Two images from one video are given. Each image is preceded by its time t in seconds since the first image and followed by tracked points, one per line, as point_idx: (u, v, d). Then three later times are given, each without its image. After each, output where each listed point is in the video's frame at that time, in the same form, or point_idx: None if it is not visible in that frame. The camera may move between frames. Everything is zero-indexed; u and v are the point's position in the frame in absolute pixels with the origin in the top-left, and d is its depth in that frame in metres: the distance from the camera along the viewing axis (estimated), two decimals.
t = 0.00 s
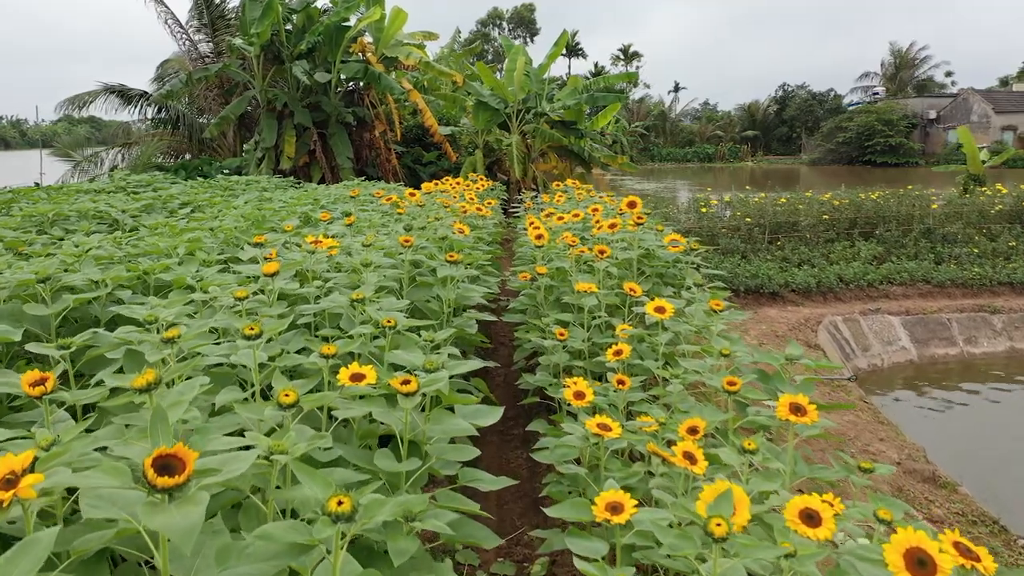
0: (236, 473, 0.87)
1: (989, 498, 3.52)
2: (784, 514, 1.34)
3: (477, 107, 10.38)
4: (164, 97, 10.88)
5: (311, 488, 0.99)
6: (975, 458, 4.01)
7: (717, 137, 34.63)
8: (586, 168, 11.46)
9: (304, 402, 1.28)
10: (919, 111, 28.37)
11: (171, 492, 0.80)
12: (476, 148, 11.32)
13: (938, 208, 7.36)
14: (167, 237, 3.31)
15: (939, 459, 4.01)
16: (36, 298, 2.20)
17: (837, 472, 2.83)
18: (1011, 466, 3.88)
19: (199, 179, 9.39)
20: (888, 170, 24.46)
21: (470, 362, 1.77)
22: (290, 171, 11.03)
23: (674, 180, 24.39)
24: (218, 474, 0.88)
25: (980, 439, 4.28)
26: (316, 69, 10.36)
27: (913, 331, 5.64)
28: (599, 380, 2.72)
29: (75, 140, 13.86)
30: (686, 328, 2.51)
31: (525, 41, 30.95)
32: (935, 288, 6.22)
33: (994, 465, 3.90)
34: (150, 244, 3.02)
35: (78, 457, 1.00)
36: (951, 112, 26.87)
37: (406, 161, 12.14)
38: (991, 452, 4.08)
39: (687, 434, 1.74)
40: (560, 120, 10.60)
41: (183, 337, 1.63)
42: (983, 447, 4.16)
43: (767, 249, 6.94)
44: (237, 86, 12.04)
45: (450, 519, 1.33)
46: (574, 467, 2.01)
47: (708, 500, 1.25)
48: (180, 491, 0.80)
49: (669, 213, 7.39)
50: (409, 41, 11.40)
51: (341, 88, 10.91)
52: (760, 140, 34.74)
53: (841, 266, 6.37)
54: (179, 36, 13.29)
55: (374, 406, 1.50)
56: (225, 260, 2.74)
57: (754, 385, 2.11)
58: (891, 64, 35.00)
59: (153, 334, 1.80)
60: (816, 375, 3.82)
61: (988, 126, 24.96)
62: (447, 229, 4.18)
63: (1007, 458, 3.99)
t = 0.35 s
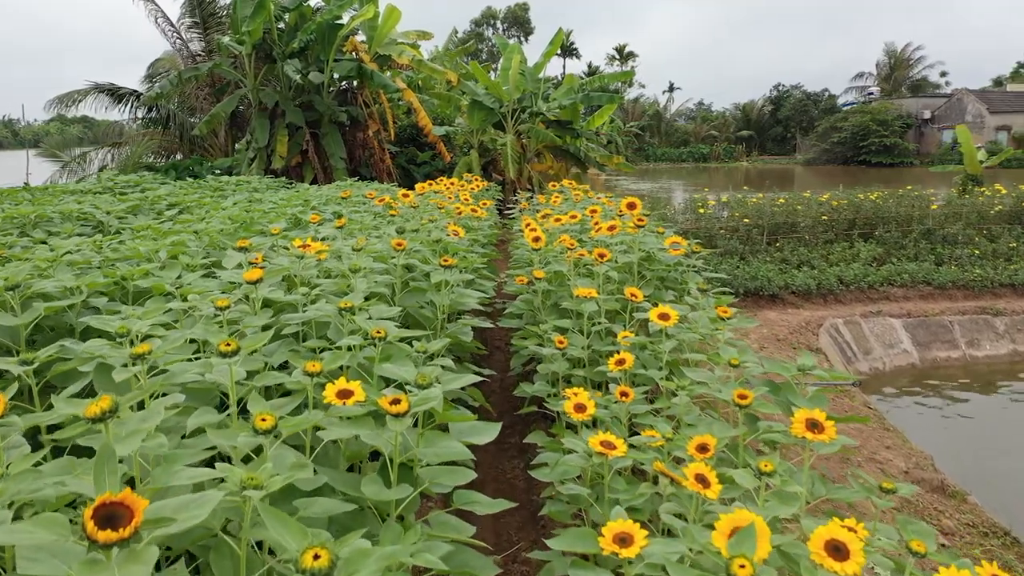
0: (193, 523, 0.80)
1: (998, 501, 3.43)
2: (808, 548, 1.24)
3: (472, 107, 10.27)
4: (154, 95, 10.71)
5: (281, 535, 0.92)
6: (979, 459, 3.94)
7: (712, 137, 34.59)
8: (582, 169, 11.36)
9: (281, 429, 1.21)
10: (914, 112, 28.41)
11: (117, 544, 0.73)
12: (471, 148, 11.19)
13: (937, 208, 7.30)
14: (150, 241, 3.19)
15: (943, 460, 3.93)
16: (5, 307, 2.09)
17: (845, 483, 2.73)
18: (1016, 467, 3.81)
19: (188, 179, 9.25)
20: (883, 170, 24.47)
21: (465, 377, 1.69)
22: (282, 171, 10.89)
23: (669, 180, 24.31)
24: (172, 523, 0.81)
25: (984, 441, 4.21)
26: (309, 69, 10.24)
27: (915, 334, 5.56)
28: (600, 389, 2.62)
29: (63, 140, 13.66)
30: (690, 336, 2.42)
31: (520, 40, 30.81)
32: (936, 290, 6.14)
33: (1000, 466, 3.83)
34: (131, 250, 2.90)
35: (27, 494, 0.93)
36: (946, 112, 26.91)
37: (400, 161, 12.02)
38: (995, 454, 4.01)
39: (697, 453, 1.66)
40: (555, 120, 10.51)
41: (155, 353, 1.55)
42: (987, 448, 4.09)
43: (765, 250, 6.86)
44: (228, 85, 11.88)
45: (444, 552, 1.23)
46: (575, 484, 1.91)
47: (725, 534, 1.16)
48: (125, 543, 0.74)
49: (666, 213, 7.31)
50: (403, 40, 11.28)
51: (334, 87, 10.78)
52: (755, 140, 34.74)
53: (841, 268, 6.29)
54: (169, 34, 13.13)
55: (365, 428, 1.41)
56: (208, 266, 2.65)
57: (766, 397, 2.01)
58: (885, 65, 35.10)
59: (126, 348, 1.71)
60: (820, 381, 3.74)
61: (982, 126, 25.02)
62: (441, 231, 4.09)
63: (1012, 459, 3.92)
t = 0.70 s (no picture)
0: None
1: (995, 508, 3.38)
2: None
3: (456, 106, 10.13)
4: (131, 94, 10.48)
5: None
6: (974, 464, 3.90)
7: (697, 137, 34.66)
8: (569, 170, 11.25)
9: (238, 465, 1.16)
10: (897, 112, 28.61)
11: None
12: (456, 148, 11.04)
13: (925, 208, 7.27)
14: (119, 246, 3.05)
15: (938, 464, 3.89)
16: None
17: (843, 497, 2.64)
18: (1010, 471, 3.77)
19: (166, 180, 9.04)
20: (867, 170, 24.62)
21: (447, 396, 1.59)
22: (263, 171, 10.70)
23: (656, 180, 24.28)
24: None
25: (977, 445, 4.17)
26: (290, 67, 10.05)
27: (905, 336, 5.51)
28: (589, 400, 2.52)
29: (39, 140, 13.34)
30: (686, 345, 2.33)
31: (505, 40, 30.67)
32: (927, 292, 6.09)
33: (994, 470, 3.79)
34: (96, 256, 2.77)
35: None
36: (929, 112, 27.12)
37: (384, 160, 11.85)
38: (989, 458, 3.97)
39: (699, 475, 1.58)
40: (541, 119, 10.39)
41: (107, 374, 1.45)
42: (980, 452, 4.05)
43: (754, 251, 6.79)
44: (208, 84, 11.65)
45: None
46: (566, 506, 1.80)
47: None
48: None
49: (654, 214, 7.23)
50: (386, 38, 11.11)
51: (317, 86, 10.60)
52: (740, 140, 34.87)
53: (830, 268, 6.22)
54: (148, 31, 12.86)
55: (337, 456, 1.32)
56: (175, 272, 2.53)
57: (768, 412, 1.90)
58: (869, 65, 35.33)
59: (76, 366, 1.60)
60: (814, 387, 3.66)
61: (964, 127, 25.25)
62: (425, 234, 3.97)
63: (1005, 463, 3.89)
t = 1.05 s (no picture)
0: None
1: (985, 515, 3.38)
2: None
3: (437, 105, 10.00)
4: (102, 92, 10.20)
5: None
6: (961, 468, 3.91)
7: (678, 137, 34.82)
8: (550, 170, 11.15)
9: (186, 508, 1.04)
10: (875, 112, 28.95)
11: None
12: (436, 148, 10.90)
13: (906, 209, 7.28)
14: (80, 251, 2.90)
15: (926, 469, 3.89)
16: None
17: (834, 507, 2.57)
18: (996, 476, 3.79)
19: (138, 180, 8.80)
20: (846, 169, 24.98)
21: (425, 416, 1.49)
22: (240, 171, 10.48)
23: (637, 180, 24.31)
24: None
25: (962, 448, 4.19)
26: (267, 65, 9.85)
27: (890, 338, 5.49)
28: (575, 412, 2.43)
29: (7, 139, 12.97)
30: (674, 354, 2.25)
31: (486, 40, 30.54)
32: (910, 293, 6.08)
33: (982, 476, 3.80)
34: (53, 262, 2.62)
35: None
36: (906, 113, 27.45)
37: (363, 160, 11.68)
38: (975, 462, 3.99)
39: (691, 498, 1.50)
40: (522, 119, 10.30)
41: (52, 399, 1.33)
42: (966, 457, 4.07)
43: (737, 252, 6.75)
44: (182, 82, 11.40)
45: None
46: (552, 530, 1.71)
47: None
48: None
49: (636, 215, 7.19)
50: (366, 36, 10.95)
51: (294, 85, 10.41)
52: (720, 140, 35.09)
53: (813, 269, 6.20)
54: (121, 28, 12.56)
55: (303, 489, 1.21)
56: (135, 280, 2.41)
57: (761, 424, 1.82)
58: (846, 66, 35.73)
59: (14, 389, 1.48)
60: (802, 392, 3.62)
61: (942, 127, 25.74)
62: (404, 237, 3.87)
63: (992, 467, 3.91)
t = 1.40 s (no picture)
0: None
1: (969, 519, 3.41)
2: None
3: (414, 105, 9.85)
4: (68, 90, 9.89)
5: None
6: (944, 471, 3.94)
7: (656, 137, 34.97)
8: (529, 170, 11.06)
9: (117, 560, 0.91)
10: (849, 113, 29.33)
11: None
12: (414, 148, 10.75)
13: (884, 209, 7.30)
14: (33, 258, 2.74)
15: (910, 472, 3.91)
16: None
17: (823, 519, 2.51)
18: (979, 478, 3.83)
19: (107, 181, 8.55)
20: (823, 170, 25.28)
21: (397, 440, 1.37)
22: (213, 172, 10.24)
23: (616, 180, 24.36)
24: None
25: (942, 450, 4.25)
26: (240, 63, 9.64)
27: (871, 340, 5.53)
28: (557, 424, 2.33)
29: None
30: (659, 364, 2.17)
31: (464, 40, 30.42)
32: (890, 294, 6.08)
33: (965, 479, 3.84)
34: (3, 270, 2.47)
35: None
36: (881, 114, 27.83)
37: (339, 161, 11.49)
38: (957, 464, 4.03)
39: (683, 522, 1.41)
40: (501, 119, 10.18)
41: None
42: (949, 460, 4.10)
43: (718, 253, 6.72)
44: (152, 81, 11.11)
45: None
46: (533, 556, 1.60)
47: None
48: None
49: (616, 216, 7.13)
50: (341, 35, 10.76)
51: (268, 83, 10.20)
52: (698, 141, 35.31)
53: (794, 270, 6.17)
54: (89, 25, 12.22)
55: (257, 530, 1.08)
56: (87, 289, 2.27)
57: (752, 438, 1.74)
58: (821, 67, 36.16)
59: None
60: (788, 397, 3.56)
61: (915, 127, 26.21)
62: (379, 242, 3.76)
63: (974, 470, 3.95)
